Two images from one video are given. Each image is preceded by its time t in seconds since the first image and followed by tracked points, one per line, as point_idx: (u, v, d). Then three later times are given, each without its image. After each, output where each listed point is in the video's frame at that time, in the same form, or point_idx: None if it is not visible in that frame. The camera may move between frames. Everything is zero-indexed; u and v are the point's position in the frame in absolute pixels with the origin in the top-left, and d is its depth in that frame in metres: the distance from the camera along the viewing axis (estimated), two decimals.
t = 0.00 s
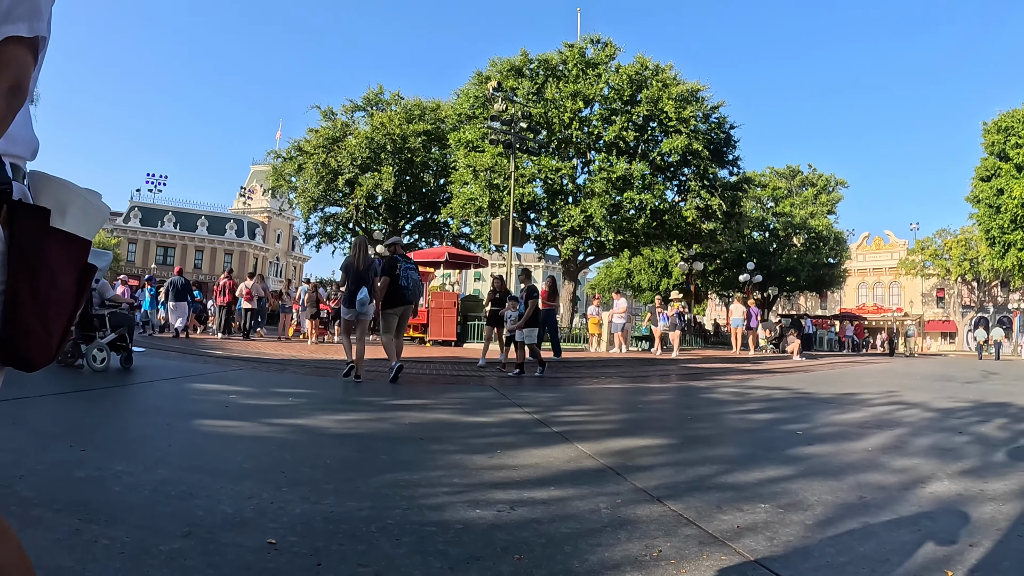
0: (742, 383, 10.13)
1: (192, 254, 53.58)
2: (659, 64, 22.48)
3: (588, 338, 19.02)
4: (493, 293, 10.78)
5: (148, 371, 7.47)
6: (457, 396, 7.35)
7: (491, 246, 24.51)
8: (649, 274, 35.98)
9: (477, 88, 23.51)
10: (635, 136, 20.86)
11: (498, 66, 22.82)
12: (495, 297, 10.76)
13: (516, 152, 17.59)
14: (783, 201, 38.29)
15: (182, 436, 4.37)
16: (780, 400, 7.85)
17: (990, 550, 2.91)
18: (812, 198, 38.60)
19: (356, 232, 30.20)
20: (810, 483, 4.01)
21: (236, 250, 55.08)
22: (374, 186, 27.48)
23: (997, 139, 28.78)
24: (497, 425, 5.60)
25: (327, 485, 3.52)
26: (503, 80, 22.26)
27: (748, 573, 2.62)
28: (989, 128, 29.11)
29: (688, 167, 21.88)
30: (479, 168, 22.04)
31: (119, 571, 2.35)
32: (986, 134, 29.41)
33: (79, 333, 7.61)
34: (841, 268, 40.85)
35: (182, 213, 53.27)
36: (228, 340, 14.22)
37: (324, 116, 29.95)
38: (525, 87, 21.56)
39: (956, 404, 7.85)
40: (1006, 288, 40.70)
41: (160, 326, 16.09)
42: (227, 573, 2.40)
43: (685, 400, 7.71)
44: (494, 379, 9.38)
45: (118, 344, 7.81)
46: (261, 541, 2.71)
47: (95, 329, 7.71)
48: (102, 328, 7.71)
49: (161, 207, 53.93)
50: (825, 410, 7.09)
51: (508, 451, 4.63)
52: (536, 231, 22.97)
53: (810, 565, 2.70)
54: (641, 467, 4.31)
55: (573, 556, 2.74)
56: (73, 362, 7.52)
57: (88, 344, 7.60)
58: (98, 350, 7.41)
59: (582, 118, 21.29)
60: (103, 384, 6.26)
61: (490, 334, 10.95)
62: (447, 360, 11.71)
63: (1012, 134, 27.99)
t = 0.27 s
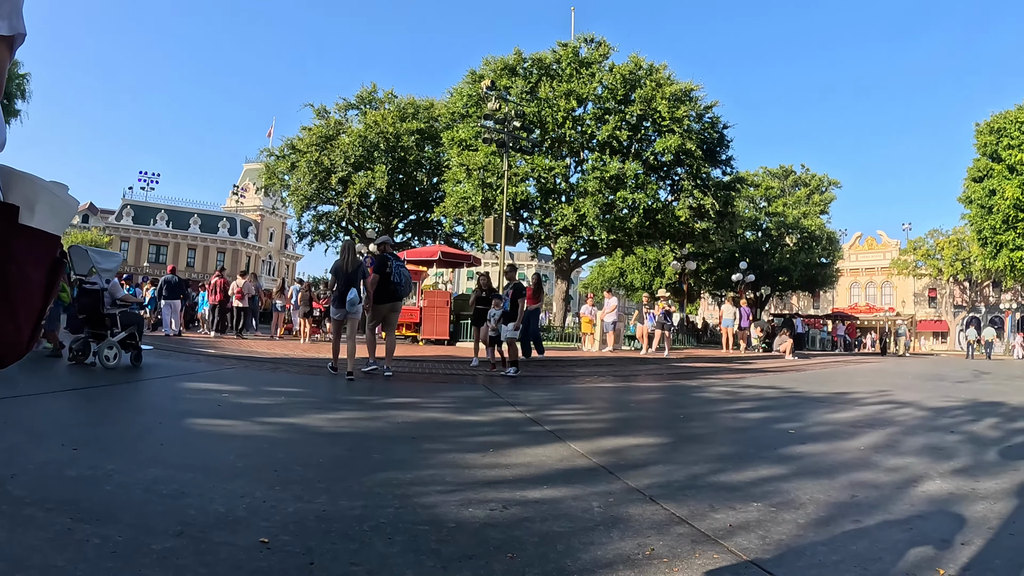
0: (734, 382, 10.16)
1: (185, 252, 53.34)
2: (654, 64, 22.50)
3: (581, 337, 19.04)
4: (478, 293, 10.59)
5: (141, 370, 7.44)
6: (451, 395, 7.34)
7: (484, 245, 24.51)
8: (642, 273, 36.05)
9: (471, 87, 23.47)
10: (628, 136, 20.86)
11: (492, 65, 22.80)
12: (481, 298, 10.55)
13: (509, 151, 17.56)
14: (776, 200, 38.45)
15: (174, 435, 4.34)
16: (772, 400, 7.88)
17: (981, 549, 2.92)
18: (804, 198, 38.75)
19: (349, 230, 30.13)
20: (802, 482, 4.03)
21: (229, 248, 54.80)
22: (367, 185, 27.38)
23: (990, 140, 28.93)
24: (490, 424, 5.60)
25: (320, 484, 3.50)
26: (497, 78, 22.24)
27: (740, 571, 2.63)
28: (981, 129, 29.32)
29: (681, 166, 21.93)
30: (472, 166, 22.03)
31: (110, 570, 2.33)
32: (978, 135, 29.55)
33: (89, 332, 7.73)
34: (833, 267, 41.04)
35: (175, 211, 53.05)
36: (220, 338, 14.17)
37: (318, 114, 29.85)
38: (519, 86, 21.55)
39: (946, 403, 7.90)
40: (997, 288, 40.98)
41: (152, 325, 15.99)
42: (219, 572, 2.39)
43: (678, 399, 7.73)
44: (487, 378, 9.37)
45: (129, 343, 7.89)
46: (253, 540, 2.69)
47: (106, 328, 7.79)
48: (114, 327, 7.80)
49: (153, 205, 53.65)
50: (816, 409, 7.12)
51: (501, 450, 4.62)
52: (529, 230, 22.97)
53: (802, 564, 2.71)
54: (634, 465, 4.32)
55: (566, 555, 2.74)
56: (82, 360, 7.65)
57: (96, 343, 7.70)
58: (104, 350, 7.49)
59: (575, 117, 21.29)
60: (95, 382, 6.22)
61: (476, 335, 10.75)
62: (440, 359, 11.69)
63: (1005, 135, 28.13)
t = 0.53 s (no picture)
0: (728, 382, 10.18)
1: (177, 251, 53.05)
2: (648, 64, 22.53)
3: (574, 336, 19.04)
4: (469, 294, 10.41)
5: (133, 369, 7.40)
6: (444, 394, 7.33)
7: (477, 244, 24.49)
8: (635, 272, 36.09)
9: (465, 86, 23.43)
10: (622, 135, 20.87)
11: (486, 64, 22.76)
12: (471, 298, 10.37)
13: (503, 150, 17.53)
14: (769, 200, 38.59)
15: (167, 435, 4.31)
16: (765, 399, 7.90)
17: (973, 547, 2.94)
18: (798, 198, 38.89)
19: (342, 229, 30.01)
20: (796, 481, 4.04)
21: (222, 247, 54.47)
22: (361, 183, 27.25)
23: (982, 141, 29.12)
24: (483, 423, 5.59)
25: (314, 484, 3.48)
26: (491, 77, 22.22)
27: (734, 570, 2.64)
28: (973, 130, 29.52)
29: (675, 166, 21.98)
30: (466, 165, 21.97)
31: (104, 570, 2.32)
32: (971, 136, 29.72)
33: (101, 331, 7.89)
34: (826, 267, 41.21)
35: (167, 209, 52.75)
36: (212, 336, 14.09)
37: (311, 113, 29.72)
38: (513, 85, 21.52)
39: (938, 403, 7.94)
40: (989, 288, 41.24)
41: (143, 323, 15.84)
42: (213, 572, 2.38)
43: (672, 399, 7.74)
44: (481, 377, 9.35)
45: (139, 341, 8.12)
46: (247, 539, 2.68)
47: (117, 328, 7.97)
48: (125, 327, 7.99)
49: (145, 203, 53.33)
50: (809, 409, 7.15)
51: (495, 449, 4.62)
52: (523, 229, 22.98)
53: (796, 562, 2.72)
54: (628, 465, 4.33)
55: (560, 554, 2.74)
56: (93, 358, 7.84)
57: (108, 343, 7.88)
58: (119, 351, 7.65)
59: (569, 116, 21.30)
60: (87, 381, 6.18)
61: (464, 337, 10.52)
62: (434, 358, 11.66)
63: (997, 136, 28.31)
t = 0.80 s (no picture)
0: (722, 381, 10.20)
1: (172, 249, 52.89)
2: (644, 63, 22.53)
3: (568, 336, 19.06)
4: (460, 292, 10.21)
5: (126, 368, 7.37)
6: (439, 393, 7.33)
7: (472, 243, 24.50)
8: (630, 272, 36.13)
9: (460, 85, 23.40)
10: (617, 135, 20.87)
11: (481, 63, 22.74)
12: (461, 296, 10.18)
13: (498, 149, 17.51)
14: (763, 200, 38.72)
15: (161, 433, 4.30)
16: (760, 398, 7.92)
17: (967, 547, 2.96)
18: (792, 198, 39.03)
19: (337, 228, 29.95)
20: (790, 480, 4.05)
21: (217, 246, 54.25)
22: (356, 182, 27.17)
23: (977, 142, 29.21)
24: (477, 422, 5.59)
25: (308, 482, 3.48)
26: (487, 76, 22.20)
27: (728, 569, 2.65)
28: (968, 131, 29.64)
29: (669, 165, 22.00)
30: (460, 165, 21.97)
31: (99, 570, 2.31)
32: (966, 137, 29.81)
33: (111, 330, 8.01)
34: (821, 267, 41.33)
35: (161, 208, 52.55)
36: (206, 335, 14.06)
37: (306, 111, 29.64)
38: (508, 84, 21.50)
39: (932, 402, 7.97)
40: (983, 288, 41.43)
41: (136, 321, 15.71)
42: (208, 572, 2.36)
43: (666, 398, 7.75)
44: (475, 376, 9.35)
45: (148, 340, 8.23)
46: (241, 538, 2.67)
47: (127, 327, 8.09)
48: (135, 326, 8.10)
49: (139, 201, 53.15)
50: (803, 408, 7.17)
51: (489, 447, 4.62)
52: (517, 228, 22.99)
53: (791, 561, 2.73)
54: (623, 464, 4.33)
55: (553, 553, 2.74)
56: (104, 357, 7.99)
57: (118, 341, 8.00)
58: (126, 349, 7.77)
59: (564, 116, 21.30)
60: (80, 380, 6.15)
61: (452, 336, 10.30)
62: (428, 357, 11.66)
63: (992, 137, 28.40)
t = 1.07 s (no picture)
0: (718, 381, 10.22)
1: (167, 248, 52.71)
2: (639, 63, 22.55)
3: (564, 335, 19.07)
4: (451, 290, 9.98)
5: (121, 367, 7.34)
6: (434, 392, 7.32)
7: (468, 242, 24.49)
8: (625, 271, 36.16)
9: (456, 84, 23.37)
10: (613, 135, 20.89)
11: (477, 62, 22.71)
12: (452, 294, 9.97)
13: (494, 148, 17.49)
14: (759, 200, 38.81)
15: (156, 433, 4.28)
16: (755, 398, 7.94)
17: (962, 546, 2.96)
18: (788, 198, 39.16)
19: (332, 227, 29.88)
20: (785, 480, 4.07)
21: (212, 245, 54.02)
22: (351, 181, 27.10)
23: (973, 143, 29.29)
24: (473, 421, 5.59)
25: (304, 482, 3.47)
26: (483, 76, 22.18)
27: (724, 569, 2.65)
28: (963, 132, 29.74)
29: (665, 165, 22.02)
30: (456, 164, 21.94)
31: (95, 569, 2.30)
32: (961, 138, 29.85)
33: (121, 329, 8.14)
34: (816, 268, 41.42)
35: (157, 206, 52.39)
36: (201, 333, 14.03)
37: (302, 110, 29.56)
38: (504, 84, 21.47)
39: (926, 402, 8.00)
40: (978, 289, 41.64)
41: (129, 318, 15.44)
42: (204, 571, 2.36)
43: (662, 398, 7.75)
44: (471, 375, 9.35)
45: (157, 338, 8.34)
46: (236, 538, 2.66)
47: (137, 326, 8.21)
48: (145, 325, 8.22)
49: (134, 199, 52.96)
50: (798, 408, 7.18)
51: (485, 447, 4.62)
52: (513, 228, 22.98)
53: (786, 561, 2.74)
54: (618, 463, 4.33)
55: (549, 552, 2.74)
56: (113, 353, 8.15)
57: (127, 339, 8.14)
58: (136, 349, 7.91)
59: (560, 115, 21.30)
60: (75, 379, 6.12)
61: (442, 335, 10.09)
62: (424, 356, 11.65)
63: (988, 139, 28.49)
